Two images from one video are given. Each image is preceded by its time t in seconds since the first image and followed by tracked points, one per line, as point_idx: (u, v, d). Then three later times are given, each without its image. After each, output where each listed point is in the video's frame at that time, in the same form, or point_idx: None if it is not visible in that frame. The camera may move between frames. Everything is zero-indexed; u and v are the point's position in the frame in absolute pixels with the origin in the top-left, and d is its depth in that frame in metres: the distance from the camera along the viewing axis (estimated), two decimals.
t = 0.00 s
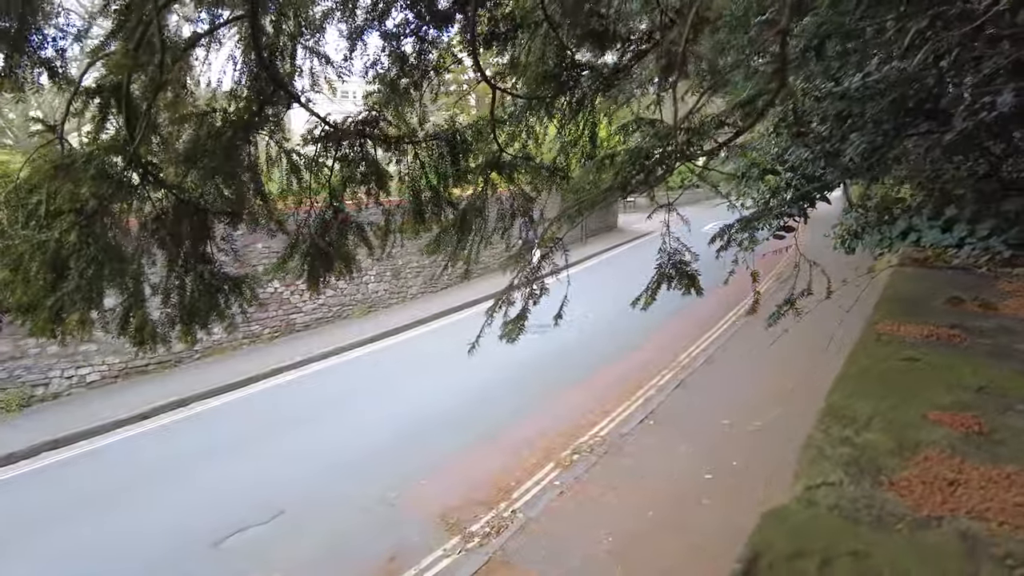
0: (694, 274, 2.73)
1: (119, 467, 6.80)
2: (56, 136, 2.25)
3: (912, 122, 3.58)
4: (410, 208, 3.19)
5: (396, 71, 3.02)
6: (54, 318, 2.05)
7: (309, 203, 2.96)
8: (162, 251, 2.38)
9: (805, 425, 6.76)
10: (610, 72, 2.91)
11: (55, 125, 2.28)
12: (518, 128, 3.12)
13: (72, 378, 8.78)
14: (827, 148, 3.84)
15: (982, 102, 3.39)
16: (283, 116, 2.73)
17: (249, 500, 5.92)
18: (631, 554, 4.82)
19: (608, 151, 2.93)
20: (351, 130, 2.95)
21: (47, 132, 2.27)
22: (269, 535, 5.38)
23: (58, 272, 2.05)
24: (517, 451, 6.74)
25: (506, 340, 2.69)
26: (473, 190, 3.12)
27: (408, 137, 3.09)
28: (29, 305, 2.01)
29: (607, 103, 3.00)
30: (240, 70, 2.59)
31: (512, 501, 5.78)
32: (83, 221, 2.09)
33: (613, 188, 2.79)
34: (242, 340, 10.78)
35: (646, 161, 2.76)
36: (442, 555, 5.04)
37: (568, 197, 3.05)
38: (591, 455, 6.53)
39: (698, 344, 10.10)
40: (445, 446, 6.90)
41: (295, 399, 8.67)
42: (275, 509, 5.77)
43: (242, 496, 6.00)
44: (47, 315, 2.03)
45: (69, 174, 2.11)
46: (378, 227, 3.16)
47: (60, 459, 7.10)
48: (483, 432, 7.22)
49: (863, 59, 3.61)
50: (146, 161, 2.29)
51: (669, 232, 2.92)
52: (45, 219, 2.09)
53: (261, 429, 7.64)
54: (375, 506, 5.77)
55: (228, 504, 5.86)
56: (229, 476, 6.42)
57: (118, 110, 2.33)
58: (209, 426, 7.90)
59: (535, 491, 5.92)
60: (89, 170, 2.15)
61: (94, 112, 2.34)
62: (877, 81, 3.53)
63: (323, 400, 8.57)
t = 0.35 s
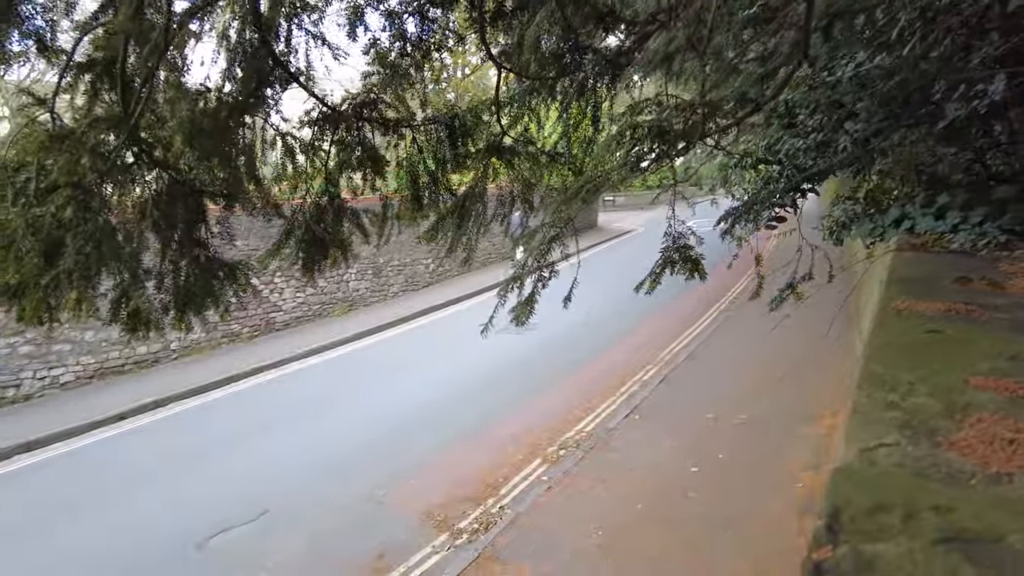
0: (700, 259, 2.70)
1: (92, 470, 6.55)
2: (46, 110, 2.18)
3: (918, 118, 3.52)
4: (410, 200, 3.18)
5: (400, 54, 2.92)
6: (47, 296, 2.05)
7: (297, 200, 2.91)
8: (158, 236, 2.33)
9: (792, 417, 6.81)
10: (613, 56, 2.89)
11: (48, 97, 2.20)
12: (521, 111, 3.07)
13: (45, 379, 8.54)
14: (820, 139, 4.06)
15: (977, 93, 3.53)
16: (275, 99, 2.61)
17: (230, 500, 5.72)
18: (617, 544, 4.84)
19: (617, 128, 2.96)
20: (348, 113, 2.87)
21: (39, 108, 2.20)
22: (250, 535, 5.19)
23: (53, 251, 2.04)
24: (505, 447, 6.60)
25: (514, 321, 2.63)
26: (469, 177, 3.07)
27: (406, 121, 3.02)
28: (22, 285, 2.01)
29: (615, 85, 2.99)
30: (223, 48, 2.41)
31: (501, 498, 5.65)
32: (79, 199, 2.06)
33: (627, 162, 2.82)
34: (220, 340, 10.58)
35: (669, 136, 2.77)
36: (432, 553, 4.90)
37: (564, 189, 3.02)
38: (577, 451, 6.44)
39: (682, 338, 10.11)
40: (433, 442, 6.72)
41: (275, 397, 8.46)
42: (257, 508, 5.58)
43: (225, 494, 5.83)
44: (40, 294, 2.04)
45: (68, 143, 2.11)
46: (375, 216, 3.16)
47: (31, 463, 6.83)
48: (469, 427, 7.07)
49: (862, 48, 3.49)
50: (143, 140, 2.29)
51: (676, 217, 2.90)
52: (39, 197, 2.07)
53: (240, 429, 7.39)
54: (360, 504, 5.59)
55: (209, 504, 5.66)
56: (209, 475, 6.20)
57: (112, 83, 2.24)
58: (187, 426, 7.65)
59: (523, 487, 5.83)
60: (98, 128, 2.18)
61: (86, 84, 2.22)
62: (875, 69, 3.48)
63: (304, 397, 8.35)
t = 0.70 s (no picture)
0: (698, 243, 2.72)
1: (67, 471, 6.34)
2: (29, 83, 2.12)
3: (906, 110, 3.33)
4: (404, 187, 3.11)
5: (395, 36, 2.84)
6: (35, 273, 2.04)
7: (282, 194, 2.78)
8: (146, 217, 2.23)
9: (779, 409, 6.85)
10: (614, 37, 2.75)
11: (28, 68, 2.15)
12: (517, 95, 3.05)
13: (19, 380, 8.29)
14: (812, 128, 3.83)
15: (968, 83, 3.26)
16: (264, 83, 2.54)
17: (211, 499, 5.56)
18: (611, 537, 4.78)
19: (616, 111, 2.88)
20: (341, 94, 2.80)
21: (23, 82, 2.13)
22: (235, 535, 5.05)
23: (39, 230, 2.07)
24: (493, 442, 6.46)
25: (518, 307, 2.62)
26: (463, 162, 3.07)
27: (401, 104, 2.96)
28: (6, 263, 1.99)
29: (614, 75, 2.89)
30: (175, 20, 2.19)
31: (490, 493, 5.54)
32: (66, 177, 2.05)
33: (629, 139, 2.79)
34: (200, 339, 10.36)
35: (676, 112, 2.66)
36: (419, 551, 4.82)
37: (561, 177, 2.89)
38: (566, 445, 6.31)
39: (668, 333, 10.10)
40: (421, 437, 6.58)
41: (257, 396, 8.26)
42: (240, 508, 5.40)
43: (208, 494, 5.65)
44: (29, 271, 2.01)
45: (54, 114, 1.99)
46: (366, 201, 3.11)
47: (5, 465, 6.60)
48: (456, 421, 6.96)
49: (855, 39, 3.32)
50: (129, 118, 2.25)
51: (679, 201, 2.93)
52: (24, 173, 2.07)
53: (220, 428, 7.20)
54: (345, 501, 5.45)
55: (192, 504, 5.48)
56: (190, 475, 6.00)
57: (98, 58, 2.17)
58: (166, 426, 7.43)
59: (513, 482, 5.68)
60: (81, 104, 2.05)
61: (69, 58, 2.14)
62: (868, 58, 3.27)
63: (287, 394, 8.19)
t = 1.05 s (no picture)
0: (699, 240, 2.74)
1: (56, 473, 6.24)
2: (32, 76, 2.08)
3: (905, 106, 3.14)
4: (405, 183, 3.12)
5: (398, 31, 2.83)
6: (38, 267, 1.99)
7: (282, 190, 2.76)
8: (148, 217, 2.19)
9: (772, 407, 6.90)
10: (616, 33, 2.77)
11: (31, 60, 2.13)
12: (519, 90, 3.05)
13: (5, 381, 8.17)
14: (807, 125, 3.88)
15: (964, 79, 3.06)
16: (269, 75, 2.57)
17: (204, 499, 5.51)
18: (607, 534, 4.77)
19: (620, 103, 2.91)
20: (343, 90, 2.78)
21: (25, 74, 2.10)
22: (228, 535, 4.99)
23: (43, 224, 1.98)
24: (487, 441, 6.45)
25: (524, 301, 2.61)
26: (465, 158, 3.05)
27: (402, 100, 2.95)
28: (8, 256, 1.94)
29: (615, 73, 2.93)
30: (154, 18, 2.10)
31: (484, 492, 5.52)
32: (73, 170, 1.95)
33: (636, 138, 2.65)
34: (189, 339, 10.26)
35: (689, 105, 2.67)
36: (414, 549, 4.79)
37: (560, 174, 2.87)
38: (560, 443, 6.31)
39: (660, 331, 10.14)
40: (416, 436, 6.56)
41: (248, 396, 8.19)
42: (233, 509, 5.35)
43: (201, 494, 5.60)
44: (32, 266, 1.97)
45: (59, 104, 1.91)
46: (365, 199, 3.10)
47: None
48: (449, 420, 6.94)
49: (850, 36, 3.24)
50: (133, 110, 2.19)
51: (684, 199, 2.98)
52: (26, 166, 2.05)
53: (210, 429, 7.12)
54: (338, 501, 5.40)
55: (186, 504, 5.43)
56: (183, 476, 5.94)
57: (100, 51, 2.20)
58: (157, 427, 7.34)
59: (507, 481, 5.66)
60: (86, 96, 1.99)
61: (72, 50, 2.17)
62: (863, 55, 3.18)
63: (279, 395, 8.12)
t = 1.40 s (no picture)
0: (700, 236, 2.76)
1: (50, 474, 6.20)
2: (36, 71, 2.13)
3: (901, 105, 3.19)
4: (405, 179, 3.12)
5: (399, 28, 2.78)
6: (44, 262, 1.97)
7: (285, 184, 2.76)
8: (151, 212, 2.21)
9: (768, 405, 6.93)
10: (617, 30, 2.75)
11: (36, 56, 2.16)
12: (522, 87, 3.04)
13: None
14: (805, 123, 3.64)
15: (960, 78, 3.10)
16: (271, 71, 2.56)
17: (201, 498, 5.49)
18: (604, 533, 4.78)
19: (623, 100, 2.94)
20: (345, 85, 2.77)
21: (27, 69, 2.14)
22: (224, 535, 4.97)
23: (47, 218, 2.00)
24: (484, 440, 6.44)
25: (528, 297, 2.61)
26: (467, 154, 3.06)
27: (404, 96, 2.93)
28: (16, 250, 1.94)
29: (617, 72, 2.96)
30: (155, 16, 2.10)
31: (481, 490, 5.52)
32: (80, 165, 1.95)
33: (640, 135, 2.66)
34: (184, 339, 10.21)
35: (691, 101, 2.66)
36: (412, 548, 4.79)
37: (561, 173, 2.87)
38: (556, 442, 6.32)
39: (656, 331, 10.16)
40: (413, 436, 6.55)
41: (243, 396, 8.16)
42: (230, 509, 5.32)
43: (197, 494, 5.58)
44: (37, 262, 1.96)
45: (67, 98, 1.89)
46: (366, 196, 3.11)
47: None
48: (446, 419, 6.93)
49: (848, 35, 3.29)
50: (136, 105, 2.16)
51: (685, 197, 2.99)
52: (30, 161, 2.05)
53: (205, 429, 7.09)
54: (335, 501, 5.39)
55: (182, 505, 5.40)
56: (179, 476, 5.90)
57: (102, 45, 2.22)
58: (151, 428, 7.29)
59: (504, 480, 5.66)
60: (93, 90, 1.97)
61: (75, 45, 2.18)
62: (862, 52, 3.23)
63: (275, 394, 8.09)
